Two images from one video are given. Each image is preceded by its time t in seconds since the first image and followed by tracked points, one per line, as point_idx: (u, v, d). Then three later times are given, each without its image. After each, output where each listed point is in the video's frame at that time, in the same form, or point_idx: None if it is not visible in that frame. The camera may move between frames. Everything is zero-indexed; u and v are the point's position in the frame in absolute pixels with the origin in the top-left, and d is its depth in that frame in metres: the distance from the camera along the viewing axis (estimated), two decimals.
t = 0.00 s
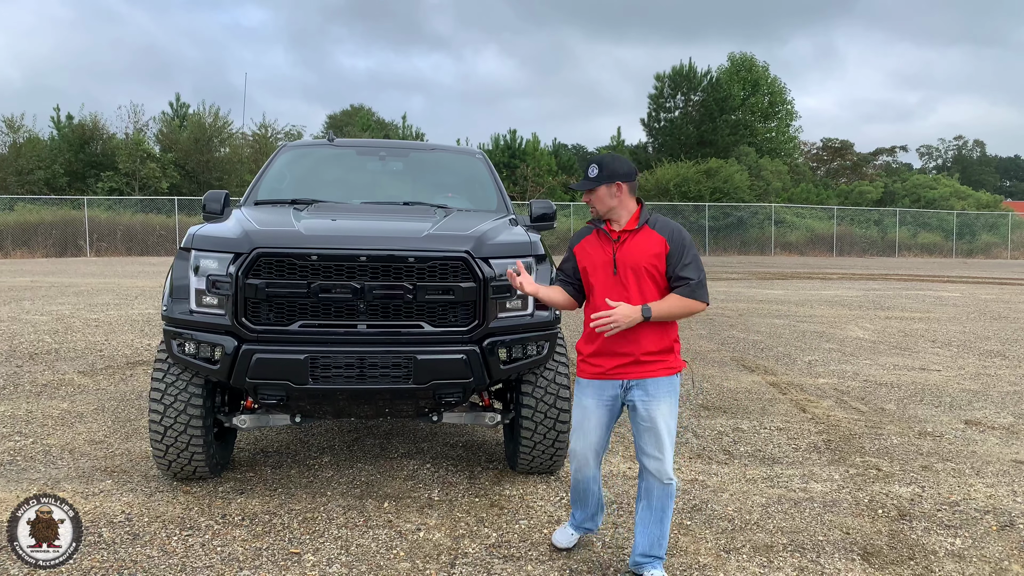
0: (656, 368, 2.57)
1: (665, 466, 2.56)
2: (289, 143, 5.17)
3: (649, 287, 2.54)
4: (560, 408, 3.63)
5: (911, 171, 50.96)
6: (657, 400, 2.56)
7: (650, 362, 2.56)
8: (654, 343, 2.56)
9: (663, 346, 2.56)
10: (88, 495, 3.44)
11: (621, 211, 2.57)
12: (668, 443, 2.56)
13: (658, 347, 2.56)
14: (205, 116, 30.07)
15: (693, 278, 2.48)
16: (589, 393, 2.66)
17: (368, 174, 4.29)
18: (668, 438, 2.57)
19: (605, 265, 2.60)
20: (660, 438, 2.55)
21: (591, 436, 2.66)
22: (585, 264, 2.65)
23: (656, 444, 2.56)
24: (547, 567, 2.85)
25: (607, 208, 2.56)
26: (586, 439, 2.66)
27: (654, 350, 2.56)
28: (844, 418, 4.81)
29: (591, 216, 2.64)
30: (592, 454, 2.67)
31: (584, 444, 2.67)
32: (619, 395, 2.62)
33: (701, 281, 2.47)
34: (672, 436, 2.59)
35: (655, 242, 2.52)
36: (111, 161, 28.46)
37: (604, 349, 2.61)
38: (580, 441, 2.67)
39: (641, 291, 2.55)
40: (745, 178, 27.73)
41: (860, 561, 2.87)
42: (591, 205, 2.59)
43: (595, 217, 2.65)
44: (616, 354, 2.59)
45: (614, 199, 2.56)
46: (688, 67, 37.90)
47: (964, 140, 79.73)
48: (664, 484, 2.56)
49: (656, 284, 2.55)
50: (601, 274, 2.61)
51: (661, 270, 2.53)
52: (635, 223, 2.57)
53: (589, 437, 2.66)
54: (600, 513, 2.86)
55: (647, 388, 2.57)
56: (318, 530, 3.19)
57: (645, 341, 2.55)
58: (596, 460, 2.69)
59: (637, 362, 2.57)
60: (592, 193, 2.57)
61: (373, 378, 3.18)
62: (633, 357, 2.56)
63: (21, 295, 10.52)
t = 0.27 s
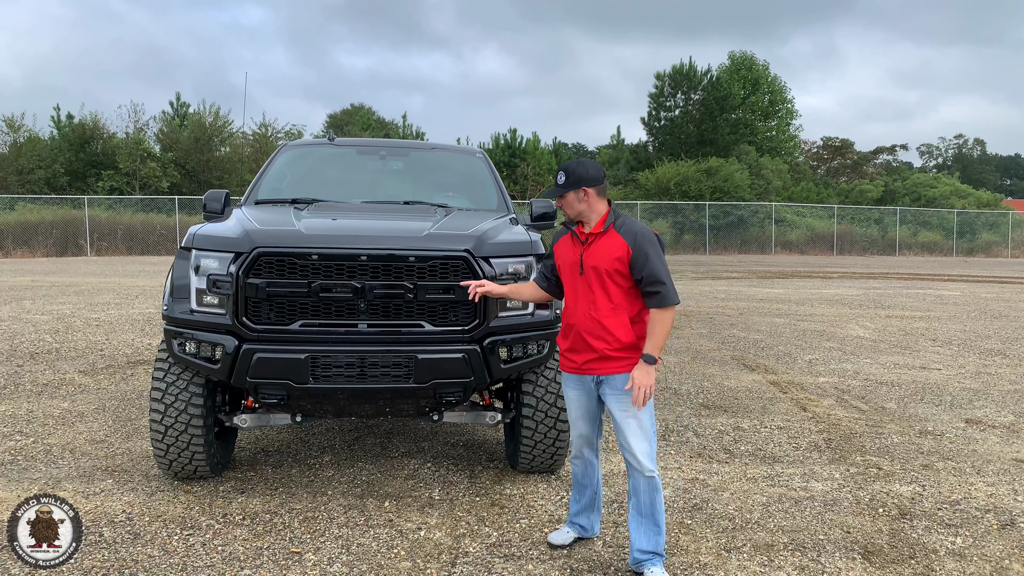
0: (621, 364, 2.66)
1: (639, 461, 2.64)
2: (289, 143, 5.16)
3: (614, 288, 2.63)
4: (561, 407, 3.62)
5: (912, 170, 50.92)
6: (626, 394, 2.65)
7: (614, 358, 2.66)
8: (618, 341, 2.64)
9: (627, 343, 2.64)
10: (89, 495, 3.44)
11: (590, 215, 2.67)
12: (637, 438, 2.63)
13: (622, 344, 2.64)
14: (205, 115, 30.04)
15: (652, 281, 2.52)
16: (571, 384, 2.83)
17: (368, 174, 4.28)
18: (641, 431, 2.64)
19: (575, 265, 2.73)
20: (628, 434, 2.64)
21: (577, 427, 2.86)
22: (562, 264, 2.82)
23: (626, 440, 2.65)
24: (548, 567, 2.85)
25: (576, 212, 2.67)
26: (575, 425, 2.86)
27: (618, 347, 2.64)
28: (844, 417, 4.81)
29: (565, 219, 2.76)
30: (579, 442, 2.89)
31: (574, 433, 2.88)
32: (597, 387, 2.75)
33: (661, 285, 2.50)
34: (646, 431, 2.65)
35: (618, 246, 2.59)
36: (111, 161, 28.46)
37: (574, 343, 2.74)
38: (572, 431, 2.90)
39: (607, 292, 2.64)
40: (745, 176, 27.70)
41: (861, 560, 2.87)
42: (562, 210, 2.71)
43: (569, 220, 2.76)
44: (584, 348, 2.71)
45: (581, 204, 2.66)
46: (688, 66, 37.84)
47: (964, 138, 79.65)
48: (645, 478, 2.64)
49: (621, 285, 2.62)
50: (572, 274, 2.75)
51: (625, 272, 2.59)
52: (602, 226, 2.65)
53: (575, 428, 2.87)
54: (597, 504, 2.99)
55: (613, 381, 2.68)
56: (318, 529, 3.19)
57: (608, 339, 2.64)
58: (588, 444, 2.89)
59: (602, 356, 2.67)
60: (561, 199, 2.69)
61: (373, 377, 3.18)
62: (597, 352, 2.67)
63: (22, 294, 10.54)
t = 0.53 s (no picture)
0: (605, 359, 2.69)
1: (619, 449, 2.68)
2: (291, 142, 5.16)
3: (595, 287, 2.67)
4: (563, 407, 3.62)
5: (913, 169, 50.89)
6: (609, 385, 2.69)
7: (598, 353, 2.69)
8: (601, 337, 2.67)
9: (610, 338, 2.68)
10: (91, 494, 3.45)
11: (569, 218, 2.68)
12: (617, 428, 2.67)
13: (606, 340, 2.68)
14: (206, 115, 30.05)
15: (630, 280, 2.56)
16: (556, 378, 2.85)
17: (370, 173, 4.28)
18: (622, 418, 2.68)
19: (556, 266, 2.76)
20: (609, 424, 2.68)
21: (566, 420, 2.86)
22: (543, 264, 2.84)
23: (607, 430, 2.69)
24: (550, 566, 2.85)
25: (556, 216, 2.68)
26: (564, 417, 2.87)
27: (601, 343, 2.68)
28: (847, 416, 4.81)
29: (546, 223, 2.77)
30: (571, 437, 2.89)
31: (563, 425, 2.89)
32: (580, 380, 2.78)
33: (639, 282, 2.55)
34: (626, 421, 2.69)
35: (596, 246, 2.63)
36: (113, 160, 28.47)
37: (559, 341, 2.77)
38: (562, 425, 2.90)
39: (588, 291, 2.68)
40: (746, 176, 27.68)
41: (863, 559, 2.87)
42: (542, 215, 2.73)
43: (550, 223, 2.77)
44: (569, 345, 2.75)
45: (561, 208, 2.66)
46: (689, 65, 37.80)
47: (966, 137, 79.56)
48: (624, 468, 2.69)
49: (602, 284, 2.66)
50: (553, 275, 2.78)
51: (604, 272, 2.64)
52: (580, 228, 2.68)
53: (564, 420, 2.87)
54: (597, 502, 2.99)
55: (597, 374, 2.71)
56: (321, 528, 3.19)
57: (592, 336, 2.68)
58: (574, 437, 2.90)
59: (586, 352, 2.70)
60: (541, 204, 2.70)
61: (376, 376, 3.18)
62: (581, 348, 2.70)
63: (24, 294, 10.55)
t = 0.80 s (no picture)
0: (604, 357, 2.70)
1: (615, 449, 2.70)
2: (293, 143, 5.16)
3: (593, 285, 2.67)
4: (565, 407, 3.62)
5: (916, 169, 50.81)
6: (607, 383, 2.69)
7: (597, 351, 2.70)
8: (599, 334, 2.68)
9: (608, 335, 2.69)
10: (95, 495, 3.45)
11: (566, 217, 2.69)
12: (615, 427, 2.69)
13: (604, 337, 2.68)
14: (209, 115, 30.08)
15: (628, 277, 2.56)
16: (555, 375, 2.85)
17: (373, 174, 4.29)
18: (618, 418, 2.69)
19: (554, 265, 2.75)
20: (607, 423, 2.69)
21: (566, 419, 2.86)
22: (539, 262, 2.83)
23: (605, 429, 2.71)
24: (553, 566, 2.85)
25: (554, 215, 2.68)
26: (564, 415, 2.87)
27: (599, 341, 2.69)
28: (850, 417, 4.80)
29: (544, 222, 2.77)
30: (571, 436, 2.89)
31: (563, 424, 2.89)
32: (578, 378, 2.79)
33: (636, 279, 2.55)
34: (623, 420, 2.70)
35: (594, 244, 2.63)
36: (116, 161, 28.51)
37: (558, 339, 2.77)
38: (562, 424, 2.91)
39: (586, 289, 2.67)
40: (748, 175, 27.65)
41: (867, 560, 2.86)
42: (540, 216, 2.73)
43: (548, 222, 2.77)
44: (568, 343, 2.75)
45: (559, 207, 2.67)
46: (692, 65, 37.75)
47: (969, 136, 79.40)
48: (620, 467, 2.73)
49: (600, 283, 2.67)
50: (551, 273, 2.77)
51: (602, 270, 2.64)
52: (578, 226, 2.68)
53: (565, 419, 2.87)
54: (599, 502, 2.99)
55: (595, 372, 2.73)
56: (324, 528, 3.20)
57: (591, 334, 2.68)
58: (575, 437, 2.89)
59: (585, 350, 2.71)
60: (538, 206, 2.70)
61: (379, 376, 3.18)
62: (580, 346, 2.71)
63: (28, 294, 10.57)
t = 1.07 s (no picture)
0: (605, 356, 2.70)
1: (620, 447, 2.70)
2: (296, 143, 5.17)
3: (593, 284, 2.66)
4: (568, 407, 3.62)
5: (919, 169, 50.70)
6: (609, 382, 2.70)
7: (597, 350, 2.70)
8: (600, 333, 2.68)
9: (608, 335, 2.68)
10: (98, 494, 3.46)
11: (567, 216, 2.69)
12: (618, 426, 2.69)
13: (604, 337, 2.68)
14: (212, 116, 30.12)
15: (628, 276, 2.56)
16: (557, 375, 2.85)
17: (375, 174, 4.29)
18: (621, 417, 2.69)
19: (555, 265, 2.75)
20: (610, 422, 2.69)
21: (568, 419, 2.86)
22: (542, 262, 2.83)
23: (608, 428, 2.71)
24: (556, 566, 2.85)
25: (555, 215, 2.68)
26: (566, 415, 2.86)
27: (600, 340, 2.69)
28: (853, 417, 4.79)
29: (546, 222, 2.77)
30: (574, 436, 2.88)
31: (565, 425, 2.88)
32: (579, 378, 2.78)
33: (635, 279, 2.54)
34: (627, 418, 2.70)
35: (594, 243, 2.62)
36: (119, 161, 28.55)
37: (559, 339, 2.77)
38: (564, 424, 2.90)
39: (586, 288, 2.67)
40: (751, 175, 27.60)
41: (870, 560, 2.86)
42: (542, 216, 2.72)
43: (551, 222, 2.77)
44: (569, 343, 2.75)
45: (560, 207, 2.66)
46: (694, 64, 37.69)
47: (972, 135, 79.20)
48: (624, 465, 2.73)
49: (601, 282, 2.66)
50: (553, 272, 2.77)
51: (602, 270, 2.63)
52: (579, 226, 2.68)
53: (567, 419, 2.86)
54: (601, 502, 2.98)
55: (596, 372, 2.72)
56: (327, 528, 3.20)
57: (591, 333, 2.68)
58: (577, 437, 2.89)
59: (585, 349, 2.71)
60: (540, 205, 2.69)
61: (381, 377, 3.18)
62: (581, 345, 2.71)
63: (32, 295, 10.59)
